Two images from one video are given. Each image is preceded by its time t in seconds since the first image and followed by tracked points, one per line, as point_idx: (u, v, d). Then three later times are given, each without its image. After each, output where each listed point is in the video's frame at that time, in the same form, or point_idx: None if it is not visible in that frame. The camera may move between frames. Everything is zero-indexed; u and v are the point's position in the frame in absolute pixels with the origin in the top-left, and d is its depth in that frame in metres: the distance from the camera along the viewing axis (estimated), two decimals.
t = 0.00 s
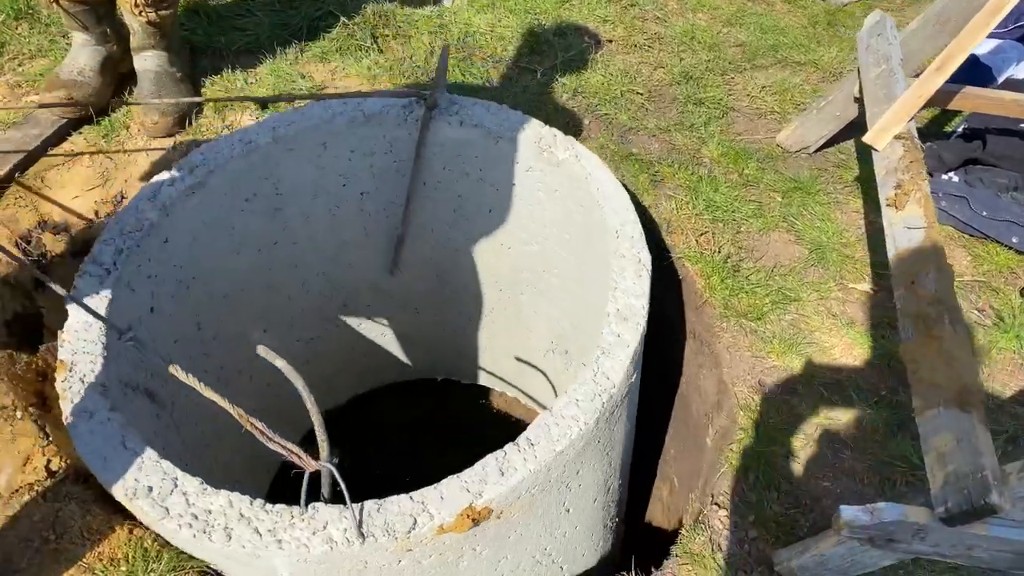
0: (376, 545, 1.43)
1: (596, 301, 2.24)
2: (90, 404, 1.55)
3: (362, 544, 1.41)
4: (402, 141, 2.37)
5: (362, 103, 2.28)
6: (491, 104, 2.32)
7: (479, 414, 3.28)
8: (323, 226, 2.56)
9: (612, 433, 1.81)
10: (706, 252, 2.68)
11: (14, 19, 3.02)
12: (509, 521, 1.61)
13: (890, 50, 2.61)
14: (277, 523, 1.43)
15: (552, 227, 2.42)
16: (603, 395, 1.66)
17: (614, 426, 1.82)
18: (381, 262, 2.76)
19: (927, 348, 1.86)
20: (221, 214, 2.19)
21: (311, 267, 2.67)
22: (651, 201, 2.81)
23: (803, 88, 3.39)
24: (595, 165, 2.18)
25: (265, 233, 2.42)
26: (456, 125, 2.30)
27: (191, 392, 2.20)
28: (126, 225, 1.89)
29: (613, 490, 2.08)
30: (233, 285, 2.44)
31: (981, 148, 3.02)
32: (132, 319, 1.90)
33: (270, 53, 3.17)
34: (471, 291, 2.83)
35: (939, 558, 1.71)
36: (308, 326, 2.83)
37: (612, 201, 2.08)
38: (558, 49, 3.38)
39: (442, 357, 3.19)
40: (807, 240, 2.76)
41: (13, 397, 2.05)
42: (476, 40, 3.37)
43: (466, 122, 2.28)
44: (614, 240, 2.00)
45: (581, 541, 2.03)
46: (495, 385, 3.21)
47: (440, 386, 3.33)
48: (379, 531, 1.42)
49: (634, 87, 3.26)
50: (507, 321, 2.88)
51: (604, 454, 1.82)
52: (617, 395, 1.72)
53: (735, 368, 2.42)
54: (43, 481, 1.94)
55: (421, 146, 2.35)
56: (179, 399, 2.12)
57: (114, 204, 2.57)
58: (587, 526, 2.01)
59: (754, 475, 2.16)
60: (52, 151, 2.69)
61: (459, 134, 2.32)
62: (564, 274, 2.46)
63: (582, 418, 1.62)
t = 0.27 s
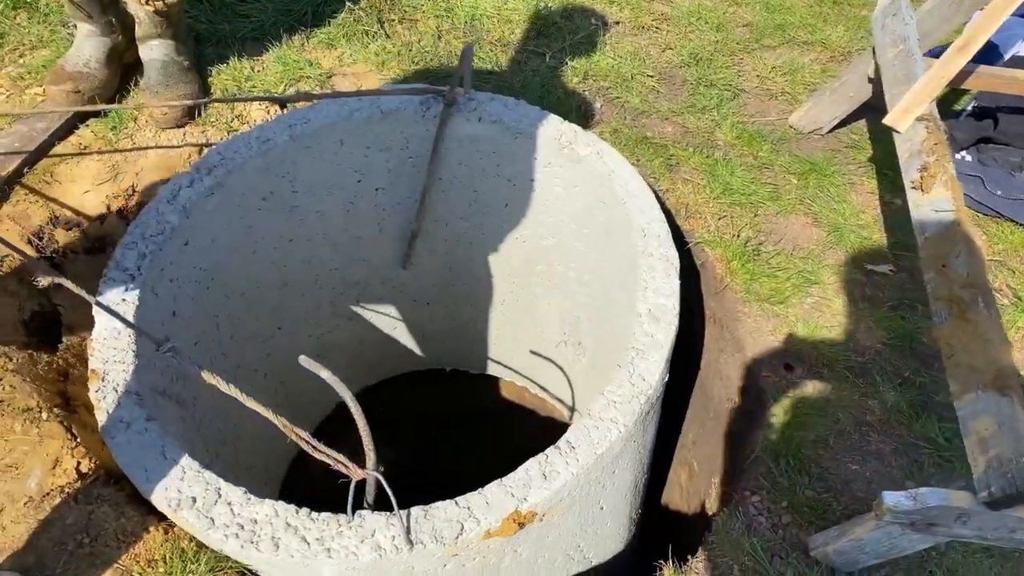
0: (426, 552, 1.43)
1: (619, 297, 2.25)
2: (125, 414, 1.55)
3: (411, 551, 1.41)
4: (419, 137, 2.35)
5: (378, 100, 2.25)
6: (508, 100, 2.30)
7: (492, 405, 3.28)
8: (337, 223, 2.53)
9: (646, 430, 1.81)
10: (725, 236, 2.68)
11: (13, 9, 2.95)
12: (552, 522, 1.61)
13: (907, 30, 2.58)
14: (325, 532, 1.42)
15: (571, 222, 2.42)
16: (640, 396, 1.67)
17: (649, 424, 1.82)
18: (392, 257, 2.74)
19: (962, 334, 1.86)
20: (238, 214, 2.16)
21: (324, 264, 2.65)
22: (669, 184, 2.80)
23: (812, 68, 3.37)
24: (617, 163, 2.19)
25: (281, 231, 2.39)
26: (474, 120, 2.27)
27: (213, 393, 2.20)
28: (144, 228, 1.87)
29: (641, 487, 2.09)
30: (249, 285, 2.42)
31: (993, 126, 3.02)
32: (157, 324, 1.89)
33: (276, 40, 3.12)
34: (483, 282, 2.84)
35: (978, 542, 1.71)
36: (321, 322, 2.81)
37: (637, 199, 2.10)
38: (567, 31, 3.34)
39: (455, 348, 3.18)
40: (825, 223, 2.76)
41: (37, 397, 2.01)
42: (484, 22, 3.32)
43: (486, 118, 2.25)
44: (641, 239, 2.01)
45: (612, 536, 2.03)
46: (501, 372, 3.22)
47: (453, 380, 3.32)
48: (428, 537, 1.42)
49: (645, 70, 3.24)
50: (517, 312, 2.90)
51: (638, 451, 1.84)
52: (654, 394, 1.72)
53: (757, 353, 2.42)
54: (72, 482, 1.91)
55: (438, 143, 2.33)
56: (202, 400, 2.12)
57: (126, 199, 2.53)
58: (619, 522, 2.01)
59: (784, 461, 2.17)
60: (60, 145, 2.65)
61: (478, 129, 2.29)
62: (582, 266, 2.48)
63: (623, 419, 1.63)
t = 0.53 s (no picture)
0: (460, 552, 1.43)
1: (632, 305, 2.25)
2: (159, 417, 1.55)
3: (448, 550, 1.42)
4: (431, 145, 2.34)
5: (393, 110, 2.25)
6: (520, 111, 2.31)
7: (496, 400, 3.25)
8: (348, 229, 2.53)
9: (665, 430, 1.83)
10: (733, 224, 2.69)
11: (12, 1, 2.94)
12: (578, 522, 1.62)
13: (913, 14, 2.57)
14: (363, 532, 1.43)
15: (580, 228, 2.44)
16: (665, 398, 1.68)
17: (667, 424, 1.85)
18: (399, 261, 2.73)
19: (977, 322, 1.87)
20: (253, 224, 2.15)
21: (333, 270, 2.64)
22: (676, 172, 2.82)
23: (815, 53, 3.36)
24: (629, 173, 2.18)
25: (293, 238, 2.38)
26: (487, 127, 2.27)
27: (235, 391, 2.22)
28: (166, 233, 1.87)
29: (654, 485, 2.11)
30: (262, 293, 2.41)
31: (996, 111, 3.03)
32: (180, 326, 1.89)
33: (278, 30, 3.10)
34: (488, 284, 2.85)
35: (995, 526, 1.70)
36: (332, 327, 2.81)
37: (651, 208, 2.09)
38: (570, 18, 3.33)
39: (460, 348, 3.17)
40: (832, 209, 2.76)
41: (51, 392, 2.00)
42: (487, 10, 3.31)
43: (500, 128, 2.25)
44: (655, 247, 2.00)
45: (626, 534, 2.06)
46: (506, 372, 3.23)
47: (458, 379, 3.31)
48: (464, 537, 1.43)
49: (649, 57, 3.23)
50: (520, 315, 2.93)
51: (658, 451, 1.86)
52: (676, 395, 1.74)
53: (767, 341, 2.43)
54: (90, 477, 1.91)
55: (451, 150, 2.33)
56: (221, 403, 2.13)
57: (132, 190, 2.51)
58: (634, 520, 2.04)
59: (797, 447, 2.19)
60: (65, 137, 2.62)
61: (490, 137, 2.29)
62: (592, 270, 2.50)
63: (651, 420, 1.64)
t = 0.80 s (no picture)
0: (482, 564, 1.79)
1: (628, 321, 2.58)
2: (193, 440, 1.95)
3: (472, 561, 1.78)
4: (438, 171, 2.68)
5: (402, 139, 2.58)
6: (522, 139, 2.64)
7: (499, 413, 3.59)
8: (358, 246, 2.86)
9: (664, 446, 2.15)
10: (736, 214, 2.70)
11: None
12: (589, 530, 1.97)
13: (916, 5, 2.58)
14: (392, 547, 1.80)
15: (574, 248, 2.77)
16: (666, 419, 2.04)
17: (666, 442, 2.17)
18: (404, 274, 3.08)
19: (981, 311, 1.89)
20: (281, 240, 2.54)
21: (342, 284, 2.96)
22: (680, 162, 2.83)
23: (817, 43, 3.36)
24: (625, 201, 2.52)
25: (313, 256, 2.73)
26: (491, 157, 2.61)
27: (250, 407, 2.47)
28: (193, 245, 2.23)
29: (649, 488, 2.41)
30: (285, 303, 2.72)
31: (998, 102, 3.03)
32: (202, 349, 2.21)
33: (281, 19, 3.09)
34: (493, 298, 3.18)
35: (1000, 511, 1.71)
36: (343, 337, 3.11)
37: (647, 236, 2.43)
38: (572, 7, 3.32)
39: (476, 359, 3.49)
40: (834, 199, 2.78)
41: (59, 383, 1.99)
42: None
43: (503, 157, 2.60)
44: (653, 272, 2.36)
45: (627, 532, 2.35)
46: (507, 374, 3.52)
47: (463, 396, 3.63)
48: (486, 550, 1.79)
49: (651, 47, 3.23)
50: (517, 326, 3.26)
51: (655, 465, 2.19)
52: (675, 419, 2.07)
53: (771, 329, 2.45)
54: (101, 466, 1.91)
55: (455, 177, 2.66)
56: (235, 415, 2.38)
57: (136, 179, 2.52)
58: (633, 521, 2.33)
59: (801, 434, 2.22)
60: (69, 126, 2.62)
61: (494, 165, 2.62)
62: (586, 288, 2.82)
63: (650, 443, 1.99)
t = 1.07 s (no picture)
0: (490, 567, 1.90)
1: (623, 336, 2.64)
2: (212, 447, 2.01)
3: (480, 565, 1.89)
4: (441, 188, 2.71)
5: (408, 156, 2.62)
6: (524, 160, 2.68)
7: (496, 414, 3.64)
8: (359, 259, 2.89)
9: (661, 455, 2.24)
10: (738, 204, 2.71)
11: None
12: (591, 534, 2.08)
13: None
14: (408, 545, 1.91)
15: (572, 265, 2.81)
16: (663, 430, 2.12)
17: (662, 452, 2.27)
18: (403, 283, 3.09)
19: (981, 302, 1.90)
20: (286, 253, 2.56)
21: (343, 295, 2.98)
22: (681, 153, 2.83)
23: (819, 35, 3.36)
24: (623, 221, 2.55)
25: (315, 269, 2.76)
26: (494, 176, 2.64)
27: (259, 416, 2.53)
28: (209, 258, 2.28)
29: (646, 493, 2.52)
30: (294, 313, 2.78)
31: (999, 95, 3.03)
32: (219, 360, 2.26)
33: (283, 7, 3.09)
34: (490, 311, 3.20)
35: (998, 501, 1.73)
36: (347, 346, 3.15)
37: (643, 255, 2.47)
38: None
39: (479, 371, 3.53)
40: (835, 191, 2.78)
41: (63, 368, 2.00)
42: None
43: (505, 176, 2.62)
44: (649, 291, 2.40)
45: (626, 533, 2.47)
46: (500, 376, 3.51)
47: (461, 401, 3.69)
48: (494, 554, 1.90)
49: (653, 37, 3.23)
50: (512, 336, 3.28)
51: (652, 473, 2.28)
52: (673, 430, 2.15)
53: (772, 319, 2.45)
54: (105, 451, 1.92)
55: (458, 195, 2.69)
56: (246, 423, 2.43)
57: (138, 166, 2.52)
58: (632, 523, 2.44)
59: (800, 424, 2.23)
60: (71, 113, 2.62)
61: (498, 184, 2.65)
62: (583, 301, 2.86)
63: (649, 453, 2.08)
